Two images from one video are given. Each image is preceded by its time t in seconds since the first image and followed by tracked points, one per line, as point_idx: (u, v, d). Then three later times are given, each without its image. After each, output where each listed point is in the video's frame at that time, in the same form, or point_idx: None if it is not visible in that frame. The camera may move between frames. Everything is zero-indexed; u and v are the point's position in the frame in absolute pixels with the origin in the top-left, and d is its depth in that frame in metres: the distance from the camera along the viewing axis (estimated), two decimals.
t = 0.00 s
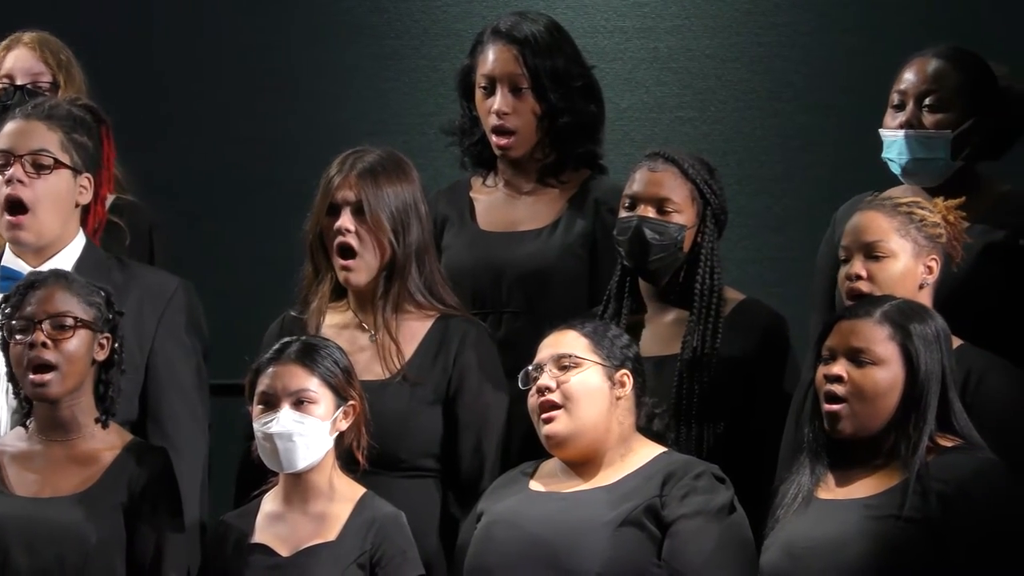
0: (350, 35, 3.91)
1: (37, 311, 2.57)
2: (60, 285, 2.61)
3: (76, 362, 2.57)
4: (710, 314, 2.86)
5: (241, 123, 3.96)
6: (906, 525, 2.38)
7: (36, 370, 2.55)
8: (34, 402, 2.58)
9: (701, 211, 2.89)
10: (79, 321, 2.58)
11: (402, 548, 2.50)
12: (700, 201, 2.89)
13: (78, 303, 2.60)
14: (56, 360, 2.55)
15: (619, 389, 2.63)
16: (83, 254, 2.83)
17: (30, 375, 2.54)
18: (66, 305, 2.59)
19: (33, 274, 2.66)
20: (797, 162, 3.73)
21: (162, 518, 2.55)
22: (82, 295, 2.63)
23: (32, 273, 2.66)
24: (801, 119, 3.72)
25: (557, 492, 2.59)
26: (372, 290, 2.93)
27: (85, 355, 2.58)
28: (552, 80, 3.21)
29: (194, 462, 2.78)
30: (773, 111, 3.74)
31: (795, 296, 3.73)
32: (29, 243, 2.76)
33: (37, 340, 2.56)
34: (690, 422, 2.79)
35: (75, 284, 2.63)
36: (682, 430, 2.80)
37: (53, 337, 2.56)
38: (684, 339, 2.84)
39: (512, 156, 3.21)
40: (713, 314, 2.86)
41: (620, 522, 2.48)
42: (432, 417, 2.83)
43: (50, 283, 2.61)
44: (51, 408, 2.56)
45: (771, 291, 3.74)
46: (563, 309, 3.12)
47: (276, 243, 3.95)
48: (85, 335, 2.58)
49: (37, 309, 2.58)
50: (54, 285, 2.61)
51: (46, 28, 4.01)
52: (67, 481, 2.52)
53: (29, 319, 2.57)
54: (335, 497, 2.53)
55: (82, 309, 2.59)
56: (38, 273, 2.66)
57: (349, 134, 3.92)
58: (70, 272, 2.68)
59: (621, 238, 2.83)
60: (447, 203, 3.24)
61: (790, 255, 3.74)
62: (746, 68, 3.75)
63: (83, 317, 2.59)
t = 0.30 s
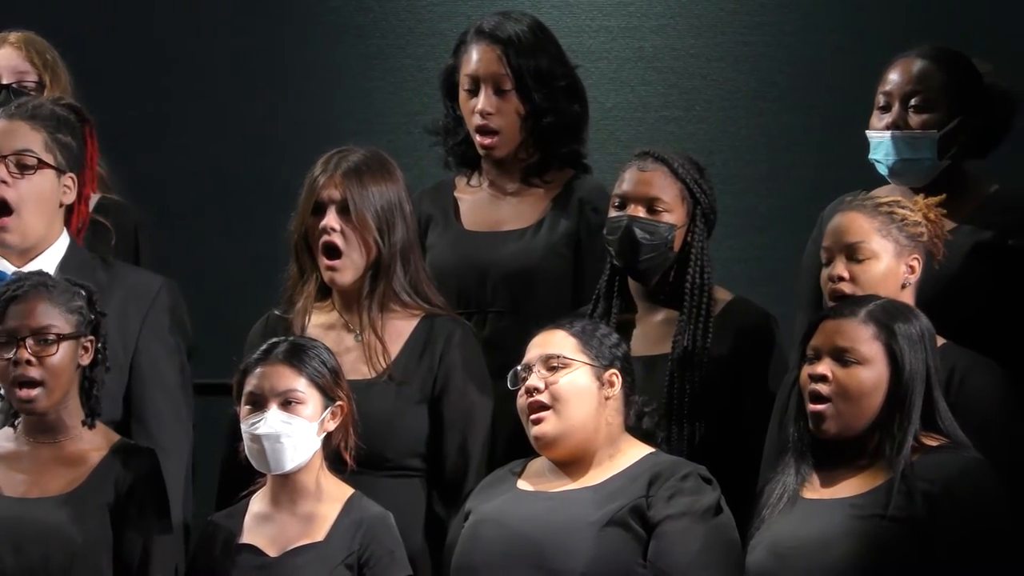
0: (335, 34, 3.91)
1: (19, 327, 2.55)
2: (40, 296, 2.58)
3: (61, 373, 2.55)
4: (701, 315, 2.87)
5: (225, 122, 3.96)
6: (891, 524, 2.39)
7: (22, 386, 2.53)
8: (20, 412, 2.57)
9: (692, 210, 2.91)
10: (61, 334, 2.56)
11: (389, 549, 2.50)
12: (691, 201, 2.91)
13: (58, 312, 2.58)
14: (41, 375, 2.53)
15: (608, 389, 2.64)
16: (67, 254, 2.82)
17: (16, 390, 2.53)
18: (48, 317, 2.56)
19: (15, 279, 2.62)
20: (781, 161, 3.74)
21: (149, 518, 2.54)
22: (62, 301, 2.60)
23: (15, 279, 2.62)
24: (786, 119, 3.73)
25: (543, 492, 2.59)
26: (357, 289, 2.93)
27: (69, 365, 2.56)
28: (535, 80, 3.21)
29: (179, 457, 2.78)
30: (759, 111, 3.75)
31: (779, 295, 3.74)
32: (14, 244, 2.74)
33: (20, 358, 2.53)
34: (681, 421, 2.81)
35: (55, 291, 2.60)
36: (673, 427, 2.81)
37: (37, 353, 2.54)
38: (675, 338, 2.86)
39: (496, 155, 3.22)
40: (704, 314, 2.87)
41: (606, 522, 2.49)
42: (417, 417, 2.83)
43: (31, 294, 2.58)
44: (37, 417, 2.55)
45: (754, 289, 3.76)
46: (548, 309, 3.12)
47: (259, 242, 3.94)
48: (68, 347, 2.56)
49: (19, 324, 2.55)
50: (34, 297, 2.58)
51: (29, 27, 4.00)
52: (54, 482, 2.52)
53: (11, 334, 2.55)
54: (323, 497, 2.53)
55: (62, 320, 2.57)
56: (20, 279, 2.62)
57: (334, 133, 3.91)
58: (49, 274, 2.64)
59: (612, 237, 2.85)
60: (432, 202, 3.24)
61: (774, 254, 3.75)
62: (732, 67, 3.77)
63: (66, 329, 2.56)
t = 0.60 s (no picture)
0: (322, 33, 3.90)
1: (6, 326, 2.53)
2: (27, 295, 2.56)
3: (48, 373, 2.53)
4: (693, 313, 2.89)
5: (211, 121, 3.95)
6: (880, 523, 2.40)
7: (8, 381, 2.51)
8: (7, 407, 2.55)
9: (685, 211, 2.93)
10: (49, 333, 2.54)
11: (380, 549, 2.49)
12: (684, 201, 2.93)
13: (46, 312, 2.55)
14: (28, 373, 2.51)
15: (606, 392, 2.63)
16: (53, 253, 2.80)
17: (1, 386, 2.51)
18: (35, 317, 2.54)
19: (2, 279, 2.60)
20: (770, 161, 3.75)
21: (137, 519, 2.53)
22: (49, 301, 2.58)
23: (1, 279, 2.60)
24: (776, 118, 3.74)
25: (534, 491, 2.59)
26: (346, 288, 2.92)
27: (56, 365, 2.54)
28: (521, 80, 3.20)
29: (166, 460, 2.76)
30: (746, 111, 3.76)
31: (766, 293, 3.75)
32: None
33: (8, 356, 2.52)
34: (675, 419, 2.81)
35: (42, 289, 2.58)
36: (668, 425, 2.81)
37: (24, 352, 2.52)
38: (669, 336, 2.87)
39: (481, 151, 3.22)
40: (697, 313, 2.89)
41: (596, 522, 2.49)
42: (406, 417, 2.82)
43: (18, 294, 2.56)
44: (24, 413, 2.54)
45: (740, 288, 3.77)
46: (535, 309, 3.13)
47: (246, 240, 3.94)
48: (55, 346, 2.55)
49: (5, 323, 2.53)
50: (21, 296, 2.56)
51: (14, 26, 3.99)
52: (41, 482, 2.50)
53: None
54: (313, 497, 2.53)
55: (50, 320, 2.55)
56: (7, 279, 2.60)
57: (321, 133, 3.91)
58: (36, 274, 2.62)
59: (606, 237, 2.87)
60: (419, 202, 3.24)
61: (761, 253, 3.77)
62: (718, 67, 3.77)
63: (53, 328, 2.55)
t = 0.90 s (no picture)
0: (313, 32, 3.90)
1: None
2: (21, 283, 2.56)
3: (38, 361, 2.52)
4: (687, 314, 2.89)
5: (200, 121, 3.94)
6: (871, 525, 2.39)
7: None
8: None
9: (680, 212, 2.93)
10: (41, 319, 2.54)
11: (371, 549, 2.49)
12: (679, 203, 2.93)
13: (39, 302, 2.55)
14: (17, 357, 2.51)
15: (601, 395, 2.63)
16: (42, 253, 2.79)
17: None
18: (28, 303, 2.54)
19: None
20: (760, 161, 3.75)
21: (125, 518, 2.52)
22: (43, 294, 2.58)
23: None
24: (766, 119, 3.74)
25: (527, 491, 2.59)
26: (336, 289, 2.92)
27: (46, 355, 2.53)
28: (512, 79, 3.20)
29: (155, 460, 2.75)
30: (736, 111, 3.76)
31: (756, 294, 3.75)
32: None
33: None
34: (668, 419, 2.82)
35: (37, 283, 2.58)
36: (660, 425, 2.82)
37: (14, 335, 2.52)
38: (662, 337, 2.88)
39: (471, 150, 3.22)
40: (692, 313, 2.89)
41: (587, 522, 2.49)
42: (396, 417, 2.82)
43: (12, 281, 2.56)
44: (11, 404, 2.52)
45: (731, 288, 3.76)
46: (524, 309, 3.12)
47: (236, 240, 3.93)
48: (46, 334, 2.54)
49: None
50: (15, 283, 2.56)
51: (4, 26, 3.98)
52: (30, 482, 2.50)
53: None
54: (304, 497, 2.52)
55: (44, 308, 2.55)
56: None
57: (311, 132, 3.90)
58: (32, 272, 2.62)
59: (600, 239, 2.87)
60: (409, 202, 3.23)
61: (751, 253, 3.76)
62: (708, 67, 3.78)
63: (46, 316, 2.55)
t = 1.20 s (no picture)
0: (303, 33, 3.89)
1: None
2: (8, 287, 2.54)
3: (29, 366, 2.52)
4: (679, 315, 2.89)
5: (190, 122, 3.94)
6: (861, 526, 2.39)
7: None
8: None
9: (672, 213, 2.93)
10: (30, 324, 2.52)
11: (362, 550, 2.48)
12: (671, 203, 2.93)
13: (28, 305, 2.54)
14: (8, 364, 2.50)
15: (595, 399, 2.63)
16: (32, 254, 2.79)
17: None
18: (17, 307, 2.53)
19: None
20: (750, 162, 3.76)
21: (116, 520, 2.51)
22: (32, 295, 2.56)
23: None
24: (757, 119, 3.75)
25: (519, 491, 2.59)
26: (326, 290, 2.91)
27: (37, 359, 2.53)
28: (503, 80, 3.20)
29: (145, 462, 2.75)
30: (725, 112, 3.77)
31: (745, 295, 3.76)
32: None
33: None
34: (658, 419, 2.83)
35: (25, 284, 2.56)
36: (650, 425, 2.83)
37: (4, 341, 2.51)
38: (654, 337, 2.88)
39: (462, 151, 3.22)
40: (682, 315, 2.90)
41: (579, 523, 2.49)
42: (387, 417, 2.82)
43: None
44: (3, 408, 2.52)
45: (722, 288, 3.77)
46: (515, 309, 3.12)
47: (227, 241, 3.93)
48: (36, 339, 2.53)
49: None
50: (3, 287, 2.54)
51: None
52: (21, 483, 2.49)
53: None
54: (295, 498, 2.52)
55: (32, 312, 2.53)
56: None
57: (301, 133, 3.90)
58: (20, 271, 2.61)
59: (592, 239, 2.87)
60: (400, 203, 3.23)
61: (741, 253, 3.77)
62: (698, 68, 3.79)
63: (35, 321, 2.53)
